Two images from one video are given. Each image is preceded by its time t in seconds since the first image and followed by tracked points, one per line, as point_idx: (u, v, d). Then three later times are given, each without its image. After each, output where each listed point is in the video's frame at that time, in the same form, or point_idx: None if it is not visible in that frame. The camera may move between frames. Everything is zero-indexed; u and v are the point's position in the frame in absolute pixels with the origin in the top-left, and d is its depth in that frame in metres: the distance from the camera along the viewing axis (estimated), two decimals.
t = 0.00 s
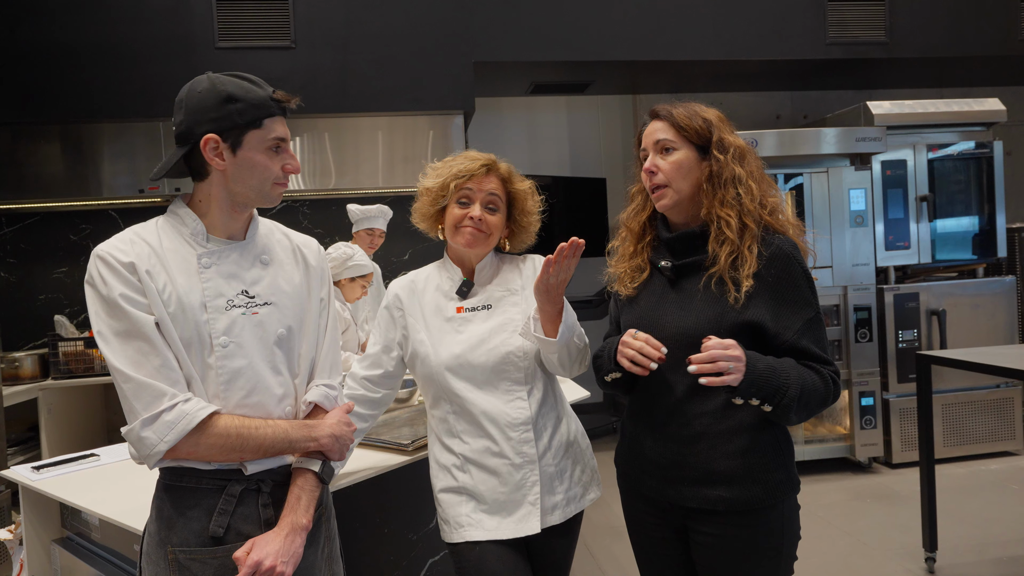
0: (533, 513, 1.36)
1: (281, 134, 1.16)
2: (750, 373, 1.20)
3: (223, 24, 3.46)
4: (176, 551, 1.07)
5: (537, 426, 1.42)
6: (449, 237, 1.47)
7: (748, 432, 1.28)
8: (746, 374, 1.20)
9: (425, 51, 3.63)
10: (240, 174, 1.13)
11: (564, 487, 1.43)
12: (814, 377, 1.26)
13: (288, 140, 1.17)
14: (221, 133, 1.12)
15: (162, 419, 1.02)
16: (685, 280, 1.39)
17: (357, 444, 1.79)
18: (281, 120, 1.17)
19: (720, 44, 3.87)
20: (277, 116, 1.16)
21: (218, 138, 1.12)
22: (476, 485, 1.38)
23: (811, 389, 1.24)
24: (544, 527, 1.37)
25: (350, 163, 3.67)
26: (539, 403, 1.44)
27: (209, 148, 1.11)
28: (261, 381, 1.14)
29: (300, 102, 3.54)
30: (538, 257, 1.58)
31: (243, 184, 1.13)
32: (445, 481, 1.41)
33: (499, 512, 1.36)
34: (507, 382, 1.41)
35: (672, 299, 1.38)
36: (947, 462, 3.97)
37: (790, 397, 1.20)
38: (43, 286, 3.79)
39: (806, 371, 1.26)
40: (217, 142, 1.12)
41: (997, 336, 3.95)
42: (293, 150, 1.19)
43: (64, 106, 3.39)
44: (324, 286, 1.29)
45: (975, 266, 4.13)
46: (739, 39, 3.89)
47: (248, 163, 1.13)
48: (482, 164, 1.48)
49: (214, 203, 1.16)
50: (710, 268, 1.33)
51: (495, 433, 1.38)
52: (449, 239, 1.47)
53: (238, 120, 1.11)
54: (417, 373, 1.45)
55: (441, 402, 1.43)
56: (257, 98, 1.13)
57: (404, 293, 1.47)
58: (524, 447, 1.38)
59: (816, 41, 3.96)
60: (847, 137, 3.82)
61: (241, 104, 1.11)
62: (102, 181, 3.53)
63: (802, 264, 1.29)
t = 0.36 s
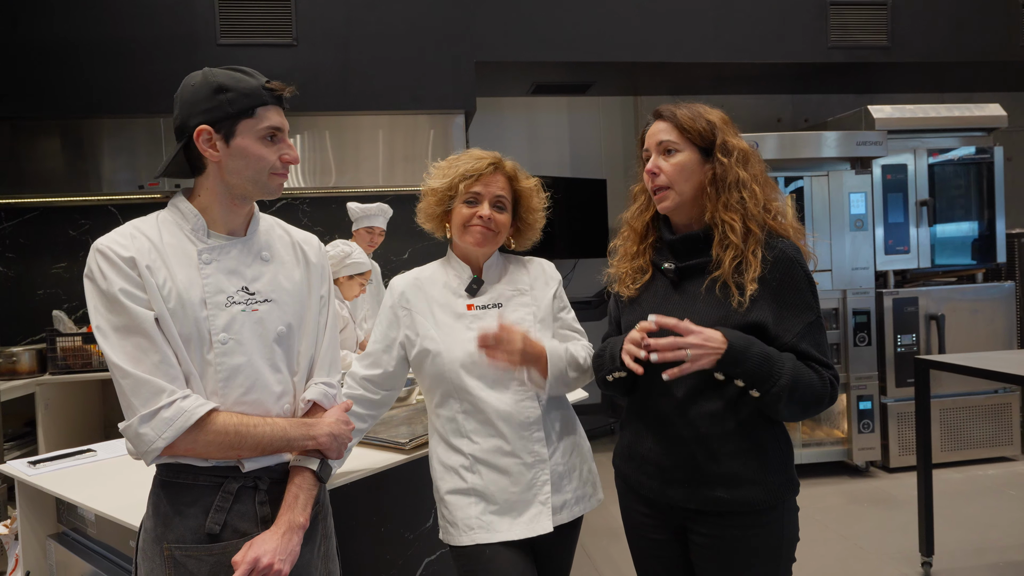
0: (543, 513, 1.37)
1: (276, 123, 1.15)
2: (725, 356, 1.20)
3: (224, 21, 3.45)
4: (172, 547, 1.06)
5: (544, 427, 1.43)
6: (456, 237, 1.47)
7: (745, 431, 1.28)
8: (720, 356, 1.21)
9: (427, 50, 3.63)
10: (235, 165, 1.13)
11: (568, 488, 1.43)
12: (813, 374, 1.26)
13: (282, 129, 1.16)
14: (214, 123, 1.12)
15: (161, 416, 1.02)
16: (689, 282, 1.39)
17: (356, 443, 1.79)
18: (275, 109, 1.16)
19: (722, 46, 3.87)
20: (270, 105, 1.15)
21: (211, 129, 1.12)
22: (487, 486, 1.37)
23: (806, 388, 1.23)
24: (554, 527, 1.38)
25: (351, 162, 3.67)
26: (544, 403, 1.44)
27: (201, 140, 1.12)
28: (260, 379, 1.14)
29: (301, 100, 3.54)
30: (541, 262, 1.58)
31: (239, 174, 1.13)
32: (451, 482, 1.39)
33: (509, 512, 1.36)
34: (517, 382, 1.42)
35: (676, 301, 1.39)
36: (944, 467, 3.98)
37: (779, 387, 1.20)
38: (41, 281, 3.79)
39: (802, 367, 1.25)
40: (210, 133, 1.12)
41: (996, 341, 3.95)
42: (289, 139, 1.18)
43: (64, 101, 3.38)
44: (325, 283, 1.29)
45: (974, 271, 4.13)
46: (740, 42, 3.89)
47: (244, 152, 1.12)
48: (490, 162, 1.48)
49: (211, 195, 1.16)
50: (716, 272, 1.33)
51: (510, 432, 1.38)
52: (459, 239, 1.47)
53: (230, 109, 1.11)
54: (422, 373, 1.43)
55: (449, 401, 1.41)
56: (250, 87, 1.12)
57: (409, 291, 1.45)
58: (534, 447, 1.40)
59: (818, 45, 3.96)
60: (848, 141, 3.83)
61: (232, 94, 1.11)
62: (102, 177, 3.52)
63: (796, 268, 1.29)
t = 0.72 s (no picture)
0: (540, 515, 1.37)
1: (270, 122, 1.14)
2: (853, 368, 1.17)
3: (225, 19, 3.45)
4: (167, 545, 1.06)
5: (543, 428, 1.43)
6: (457, 236, 1.47)
7: (744, 432, 1.28)
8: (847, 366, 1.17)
9: (428, 49, 3.62)
10: (225, 161, 1.12)
11: (564, 490, 1.43)
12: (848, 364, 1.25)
13: (277, 128, 1.16)
14: (207, 118, 1.12)
15: (156, 413, 1.02)
16: (689, 282, 1.39)
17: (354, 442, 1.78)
18: (271, 108, 1.15)
19: (723, 48, 3.87)
20: (266, 103, 1.14)
21: (204, 123, 1.12)
22: (483, 487, 1.37)
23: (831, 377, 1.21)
24: (549, 529, 1.38)
25: (350, 161, 3.67)
26: (541, 404, 1.45)
27: (194, 134, 1.12)
28: (256, 376, 1.13)
29: (301, 98, 3.53)
30: (542, 264, 1.58)
31: (229, 170, 1.12)
32: (446, 482, 1.38)
33: (505, 514, 1.36)
34: (517, 384, 1.43)
35: (676, 300, 1.38)
36: (943, 470, 3.97)
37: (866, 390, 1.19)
38: (40, 278, 3.78)
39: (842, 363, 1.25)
40: (203, 127, 1.12)
41: (996, 345, 3.94)
42: (284, 140, 1.18)
43: (64, 98, 3.38)
44: (322, 281, 1.29)
45: (974, 275, 4.13)
46: (742, 44, 3.89)
47: (236, 149, 1.12)
48: (491, 159, 1.47)
49: (204, 191, 1.16)
50: (703, 277, 1.34)
51: (508, 434, 1.38)
52: (460, 237, 1.46)
53: (223, 105, 1.11)
54: (420, 372, 1.43)
55: (448, 400, 1.40)
56: (244, 83, 1.12)
57: (411, 285, 1.45)
58: (533, 449, 1.39)
59: (820, 47, 3.95)
60: (849, 143, 3.83)
61: (227, 90, 1.11)
62: (101, 174, 3.52)
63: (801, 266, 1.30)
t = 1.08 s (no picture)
0: (532, 515, 1.37)
1: (263, 113, 1.14)
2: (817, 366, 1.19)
3: (226, 18, 3.45)
4: (163, 544, 1.06)
5: (537, 429, 1.43)
6: (453, 232, 1.46)
7: (746, 434, 1.28)
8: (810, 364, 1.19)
9: (429, 49, 3.62)
10: (220, 156, 1.12)
11: (558, 490, 1.43)
12: (835, 367, 1.26)
13: (270, 119, 1.15)
14: (200, 113, 1.12)
15: (154, 411, 1.01)
16: (695, 283, 1.38)
17: (351, 441, 1.78)
18: (263, 100, 1.15)
19: (724, 49, 3.87)
20: (258, 95, 1.14)
21: (197, 119, 1.13)
22: (477, 487, 1.36)
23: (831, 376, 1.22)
24: (541, 529, 1.38)
25: (351, 160, 3.67)
26: (536, 405, 1.45)
27: (188, 131, 1.13)
28: (255, 375, 1.13)
29: (302, 97, 3.53)
30: (536, 263, 1.58)
31: (225, 165, 1.12)
32: (441, 483, 1.38)
33: (497, 514, 1.36)
34: (513, 385, 1.43)
35: (683, 301, 1.38)
36: (942, 472, 3.97)
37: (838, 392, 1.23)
38: (39, 276, 3.78)
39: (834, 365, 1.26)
40: (197, 123, 1.12)
41: (995, 347, 3.94)
42: (278, 130, 1.17)
43: (64, 95, 3.37)
44: (322, 280, 1.29)
45: (974, 277, 4.13)
46: (742, 45, 3.88)
47: (229, 142, 1.12)
48: (484, 154, 1.48)
49: (202, 189, 1.16)
50: (720, 276, 1.33)
51: (502, 434, 1.38)
52: (455, 234, 1.46)
53: (214, 99, 1.11)
54: (417, 371, 1.43)
55: (442, 401, 1.40)
56: (234, 77, 1.12)
57: (407, 284, 1.44)
58: (526, 449, 1.39)
59: (820, 49, 3.96)
60: (850, 145, 3.83)
61: (216, 84, 1.11)
62: (101, 173, 3.51)
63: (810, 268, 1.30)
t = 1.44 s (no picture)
0: (524, 514, 1.37)
1: (258, 111, 1.14)
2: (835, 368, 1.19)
3: (226, 18, 3.45)
4: (160, 543, 1.06)
5: (531, 428, 1.43)
6: (444, 230, 1.46)
7: (747, 434, 1.28)
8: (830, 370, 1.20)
9: (429, 49, 3.62)
10: (216, 154, 1.12)
11: (552, 490, 1.43)
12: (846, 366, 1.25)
13: (267, 117, 1.15)
14: (195, 113, 1.12)
15: (151, 409, 1.01)
16: (697, 282, 1.38)
17: (349, 441, 1.78)
18: (258, 97, 1.15)
19: (724, 49, 3.87)
20: (252, 93, 1.14)
21: (193, 119, 1.13)
22: (469, 485, 1.37)
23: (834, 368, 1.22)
24: (533, 528, 1.38)
25: (351, 160, 3.66)
26: (531, 405, 1.45)
27: (184, 130, 1.13)
28: (253, 373, 1.13)
29: (301, 96, 3.53)
30: (533, 260, 1.58)
31: (221, 164, 1.12)
32: (434, 480, 1.38)
33: (489, 512, 1.36)
34: (507, 384, 1.43)
35: (685, 300, 1.37)
36: (941, 473, 3.96)
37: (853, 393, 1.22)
38: (39, 275, 3.78)
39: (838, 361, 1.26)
40: (192, 123, 1.13)
41: (995, 348, 3.94)
42: (274, 128, 1.17)
43: (63, 94, 3.37)
44: (321, 279, 1.28)
45: (974, 278, 4.13)
46: (742, 46, 3.89)
47: (225, 141, 1.12)
48: (465, 151, 1.48)
49: (199, 188, 1.16)
50: (723, 275, 1.33)
51: (494, 433, 1.38)
52: (445, 231, 1.45)
53: (209, 98, 1.11)
54: (412, 370, 1.43)
55: (437, 399, 1.40)
56: (228, 75, 1.12)
57: (403, 285, 1.44)
58: (520, 449, 1.39)
59: (820, 49, 3.95)
60: (849, 146, 3.83)
61: (211, 82, 1.11)
62: (101, 172, 3.51)
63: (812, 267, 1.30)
